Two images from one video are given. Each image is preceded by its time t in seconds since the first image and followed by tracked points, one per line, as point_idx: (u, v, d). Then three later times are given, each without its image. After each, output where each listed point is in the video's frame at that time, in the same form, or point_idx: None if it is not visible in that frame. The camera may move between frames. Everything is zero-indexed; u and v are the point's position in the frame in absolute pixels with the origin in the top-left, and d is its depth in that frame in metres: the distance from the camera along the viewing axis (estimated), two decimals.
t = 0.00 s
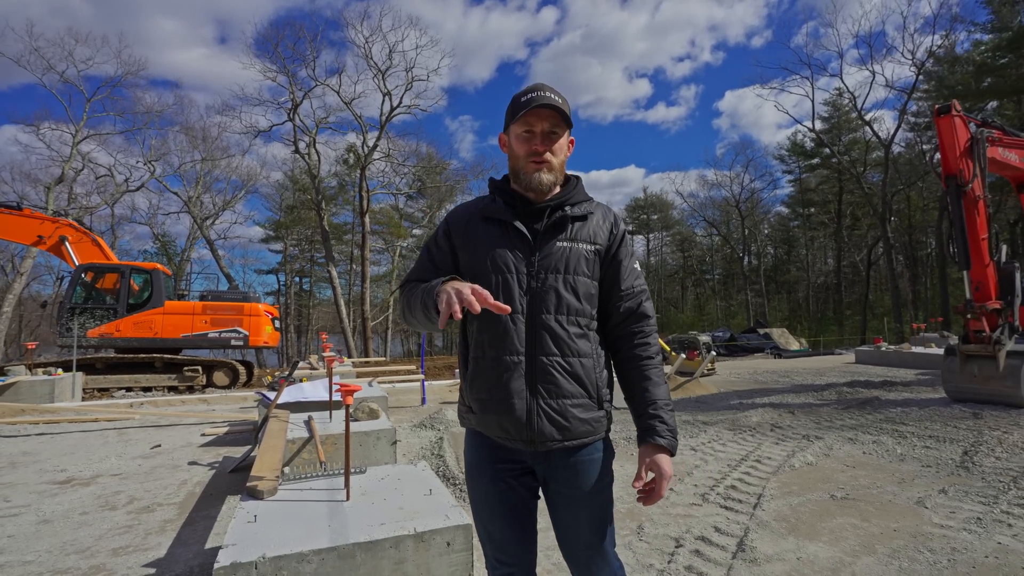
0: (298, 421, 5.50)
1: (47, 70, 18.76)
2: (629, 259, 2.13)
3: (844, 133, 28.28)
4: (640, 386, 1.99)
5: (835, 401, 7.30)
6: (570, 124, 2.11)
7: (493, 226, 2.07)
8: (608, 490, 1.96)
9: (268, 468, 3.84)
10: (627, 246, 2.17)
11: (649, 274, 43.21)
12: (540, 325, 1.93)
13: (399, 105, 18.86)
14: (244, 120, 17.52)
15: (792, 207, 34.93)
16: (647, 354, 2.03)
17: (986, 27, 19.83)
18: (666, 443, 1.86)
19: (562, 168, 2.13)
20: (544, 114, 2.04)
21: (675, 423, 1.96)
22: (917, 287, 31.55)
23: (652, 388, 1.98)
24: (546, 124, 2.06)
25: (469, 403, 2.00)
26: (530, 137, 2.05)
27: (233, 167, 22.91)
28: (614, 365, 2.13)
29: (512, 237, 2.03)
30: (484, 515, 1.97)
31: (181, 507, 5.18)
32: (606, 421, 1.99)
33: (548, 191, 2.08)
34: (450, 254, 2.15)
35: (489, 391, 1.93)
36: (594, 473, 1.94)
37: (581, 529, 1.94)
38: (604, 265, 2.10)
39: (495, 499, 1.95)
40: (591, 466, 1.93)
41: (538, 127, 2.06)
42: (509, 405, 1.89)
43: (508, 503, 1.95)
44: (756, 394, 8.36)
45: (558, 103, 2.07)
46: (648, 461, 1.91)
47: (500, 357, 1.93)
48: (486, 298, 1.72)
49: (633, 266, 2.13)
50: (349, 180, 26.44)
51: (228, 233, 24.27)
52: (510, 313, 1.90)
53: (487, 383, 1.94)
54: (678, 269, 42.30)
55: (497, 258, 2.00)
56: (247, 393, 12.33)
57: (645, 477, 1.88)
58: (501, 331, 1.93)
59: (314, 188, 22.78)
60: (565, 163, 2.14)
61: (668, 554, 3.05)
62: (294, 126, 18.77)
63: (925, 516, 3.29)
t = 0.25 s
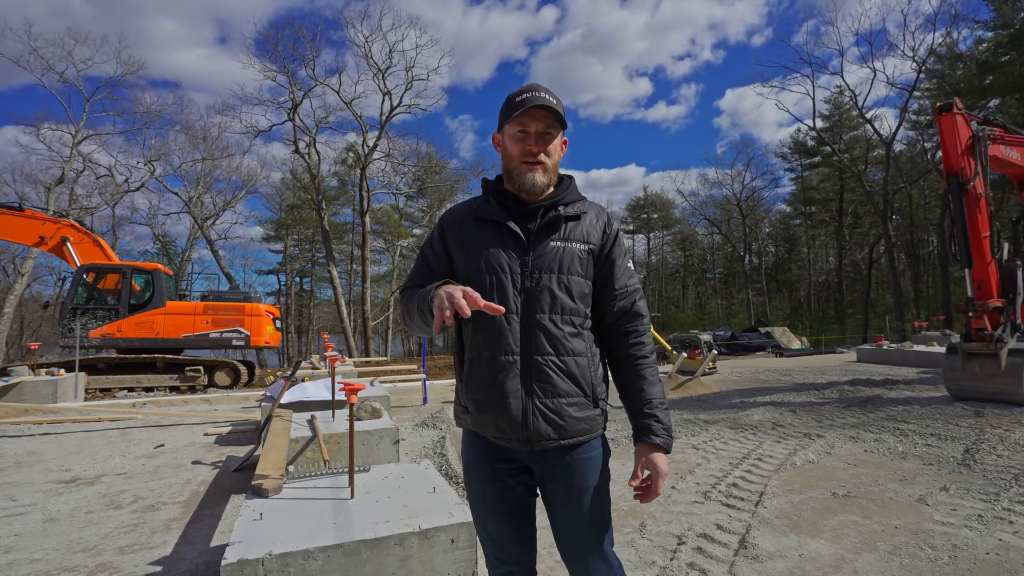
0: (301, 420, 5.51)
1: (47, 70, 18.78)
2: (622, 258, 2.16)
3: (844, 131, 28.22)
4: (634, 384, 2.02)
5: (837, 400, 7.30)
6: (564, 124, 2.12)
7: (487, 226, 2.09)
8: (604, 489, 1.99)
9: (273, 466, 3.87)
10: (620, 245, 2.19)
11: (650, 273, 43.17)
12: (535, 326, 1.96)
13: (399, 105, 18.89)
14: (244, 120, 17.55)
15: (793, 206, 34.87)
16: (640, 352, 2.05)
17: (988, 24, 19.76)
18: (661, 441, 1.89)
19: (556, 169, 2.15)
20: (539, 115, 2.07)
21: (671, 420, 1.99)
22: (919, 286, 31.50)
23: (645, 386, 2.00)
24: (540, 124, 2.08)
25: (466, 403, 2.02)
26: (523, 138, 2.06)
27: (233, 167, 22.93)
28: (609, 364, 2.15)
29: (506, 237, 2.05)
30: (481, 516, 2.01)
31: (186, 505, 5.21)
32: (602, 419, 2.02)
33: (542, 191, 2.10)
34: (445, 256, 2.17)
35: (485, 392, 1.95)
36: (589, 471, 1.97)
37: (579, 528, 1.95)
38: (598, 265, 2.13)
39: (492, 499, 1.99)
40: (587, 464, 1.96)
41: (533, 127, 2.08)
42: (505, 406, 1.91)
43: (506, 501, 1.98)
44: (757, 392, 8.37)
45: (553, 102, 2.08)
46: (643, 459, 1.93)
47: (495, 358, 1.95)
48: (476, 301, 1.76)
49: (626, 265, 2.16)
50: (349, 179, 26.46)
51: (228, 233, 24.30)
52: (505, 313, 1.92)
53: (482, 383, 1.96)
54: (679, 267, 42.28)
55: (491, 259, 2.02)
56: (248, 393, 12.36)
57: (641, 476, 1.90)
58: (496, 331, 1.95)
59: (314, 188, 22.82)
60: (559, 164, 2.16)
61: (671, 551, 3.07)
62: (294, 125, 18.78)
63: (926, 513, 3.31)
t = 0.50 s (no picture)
0: (303, 420, 5.52)
1: (46, 71, 18.80)
2: (615, 256, 2.16)
3: (845, 129, 28.17)
4: (628, 383, 2.02)
5: (839, 398, 7.29)
6: (547, 122, 2.12)
7: (480, 226, 2.11)
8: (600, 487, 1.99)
9: (275, 466, 3.88)
10: (614, 243, 2.19)
11: (651, 272, 43.11)
12: (528, 325, 1.97)
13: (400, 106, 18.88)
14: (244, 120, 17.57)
15: (795, 204, 34.79)
16: (634, 350, 2.06)
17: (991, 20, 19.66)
18: (654, 439, 1.90)
19: (542, 166, 2.15)
20: (519, 114, 2.08)
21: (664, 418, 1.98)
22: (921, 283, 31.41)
23: (638, 385, 2.01)
24: (521, 122, 2.09)
25: (461, 403, 2.04)
26: (505, 137, 2.09)
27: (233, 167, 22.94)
28: (604, 362, 2.16)
29: (499, 237, 2.07)
30: (478, 514, 2.02)
31: (189, 505, 5.23)
32: (597, 418, 2.02)
33: (527, 189, 2.11)
34: (440, 256, 2.19)
35: (480, 391, 1.97)
36: (585, 469, 1.97)
37: (575, 527, 1.95)
38: (592, 263, 2.13)
39: (488, 498, 2.00)
40: (582, 463, 1.96)
41: (513, 126, 2.09)
42: (499, 405, 1.93)
43: (502, 500, 1.99)
44: (759, 391, 8.36)
45: (534, 100, 2.09)
46: (637, 458, 1.94)
47: (490, 357, 1.97)
48: (459, 299, 1.78)
49: (620, 263, 2.16)
50: (350, 180, 26.47)
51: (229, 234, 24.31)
52: (498, 312, 1.94)
53: (476, 382, 1.98)
54: (681, 266, 42.20)
55: (485, 260, 2.04)
56: (250, 393, 12.39)
57: (634, 474, 1.90)
58: (489, 331, 1.97)
59: (315, 188, 22.82)
60: (546, 162, 2.16)
61: (673, 548, 3.08)
62: (294, 125, 18.82)
63: (928, 510, 3.31)
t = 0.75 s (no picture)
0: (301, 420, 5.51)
1: (46, 71, 18.82)
2: (613, 255, 2.13)
3: (845, 128, 28.18)
4: (624, 384, 1.99)
5: (838, 397, 7.29)
6: (532, 117, 2.11)
7: (476, 225, 2.12)
8: (595, 488, 1.98)
9: (272, 466, 3.88)
10: (612, 240, 2.17)
11: (651, 271, 43.12)
12: (521, 325, 1.96)
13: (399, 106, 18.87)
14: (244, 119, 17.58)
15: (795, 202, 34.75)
16: (631, 350, 2.03)
17: (991, 18, 19.66)
18: (649, 442, 1.88)
19: (531, 162, 2.12)
20: (503, 109, 2.09)
21: (660, 420, 1.95)
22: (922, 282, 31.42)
23: (633, 386, 1.98)
24: (505, 118, 2.10)
25: (455, 402, 2.04)
26: (490, 133, 2.11)
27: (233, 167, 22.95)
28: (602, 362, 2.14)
29: (493, 236, 2.07)
30: (472, 514, 2.03)
31: (186, 505, 5.23)
32: (591, 419, 2.00)
33: (514, 184, 2.10)
34: (437, 255, 2.20)
35: (473, 391, 1.97)
36: (579, 470, 1.96)
37: (570, 528, 1.95)
38: (589, 262, 2.11)
39: (482, 498, 2.00)
40: (576, 463, 1.95)
41: (498, 122, 2.11)
42: (492, 405, 1.93)
43: (496, 501, 1.99)
44: (758, 390, 8.35)
45: (519, 96, 2.09)
46: (631, 461, 1.92)
47: (483, 357, 1.97)
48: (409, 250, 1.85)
49: (618, 262, 2.14)
50: (349, 179, 26.48)
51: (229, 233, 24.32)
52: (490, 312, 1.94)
53: (470, 382, 1.98)
54: (682, 265, 42.19)
55: (479, 259, 2.04)
56: (249, 393, 12.39)
57: (628, 476, 1.88)
58: (483, 330, 1.97)
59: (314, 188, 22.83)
60: (537, 158, 2.14)
61: (669, 547, 3.07)
62: (293, 124, 18.83)
63: (925, 509, 3.30)
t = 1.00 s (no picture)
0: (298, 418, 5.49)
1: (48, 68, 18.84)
2: (613, 254, 2.10)
3: (847, 125, 28.07)
4: (621, 386, 1.96)
5: (837, 396, 7.25)
6: (531, 112, 2.08)
7: (474, 222, 2.11)
8: (589, 491, 1.96)
9: (267, 463, 3.87)
10: (612, 239, 2.14)
11: (652, 269, 43.04)
12: (515, 323, 1.93)
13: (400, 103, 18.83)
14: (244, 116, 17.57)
15: (798, 200, 34.62)
16: (629, 352, 1.99)
17: (996, 14, 19.52)
18: (646, 446, 1.85)
19: (530, 159, 2.09)
20: (501, 105, 2.07)
21: (658, 422, 1.91)
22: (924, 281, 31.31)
23: (631, 387, 1.94)
24: (504, 114, 2.08)
25: (447, 400, 2.03)
26: (489, 130, 2.09)
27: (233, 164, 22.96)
28: (600, 362, 2.11)
29: (489, 233, 2.06)
30: (463, 514, 2.01)
31: (183, 502, 5.23)
32: (585, 421, 1.97)
33: (514, 181, 2.08)
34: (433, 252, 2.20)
35: (466, 388, 1.95)
36: (573, 471, 1.94)
37: (561, 531, 1.93)
38: (588, 260, 2.08)
39: (473, 498, 1.99)
40: (570, 465, 1.92)
41: (497, 118, 2.09)
42: (483, 404, 1.91)
43: (488, 502, 1.97)
44: (758, 388, 8.31)
45: (517, 92, 2.07)
46: (628, 465, 1.88)
47: (476, 354, 1.95)
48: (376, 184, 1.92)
49: (619, 261, 2.10)
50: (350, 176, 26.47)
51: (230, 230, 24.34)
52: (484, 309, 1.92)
53: (462, 379, 1.97)
54: (683, 263, 42.08)
55: (475, 256, 2.03)
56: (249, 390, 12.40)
57: (622, 480, 1.85)
58: (477, 327, 1.96)
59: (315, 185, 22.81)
60: (537, 155, 2.12)
61: (663, 547, 3.05)
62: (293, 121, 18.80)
63: (923, 510, 3.28)
